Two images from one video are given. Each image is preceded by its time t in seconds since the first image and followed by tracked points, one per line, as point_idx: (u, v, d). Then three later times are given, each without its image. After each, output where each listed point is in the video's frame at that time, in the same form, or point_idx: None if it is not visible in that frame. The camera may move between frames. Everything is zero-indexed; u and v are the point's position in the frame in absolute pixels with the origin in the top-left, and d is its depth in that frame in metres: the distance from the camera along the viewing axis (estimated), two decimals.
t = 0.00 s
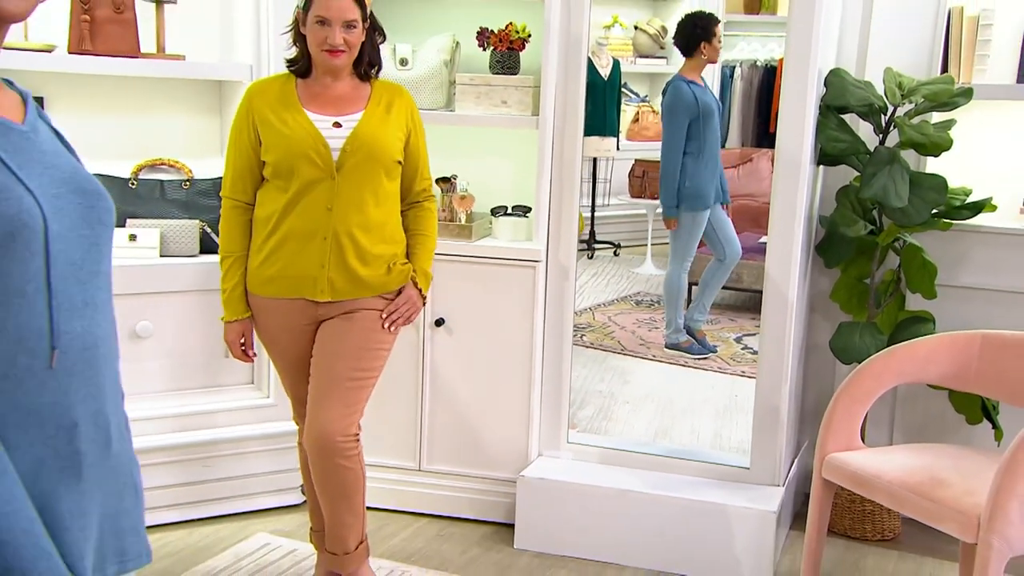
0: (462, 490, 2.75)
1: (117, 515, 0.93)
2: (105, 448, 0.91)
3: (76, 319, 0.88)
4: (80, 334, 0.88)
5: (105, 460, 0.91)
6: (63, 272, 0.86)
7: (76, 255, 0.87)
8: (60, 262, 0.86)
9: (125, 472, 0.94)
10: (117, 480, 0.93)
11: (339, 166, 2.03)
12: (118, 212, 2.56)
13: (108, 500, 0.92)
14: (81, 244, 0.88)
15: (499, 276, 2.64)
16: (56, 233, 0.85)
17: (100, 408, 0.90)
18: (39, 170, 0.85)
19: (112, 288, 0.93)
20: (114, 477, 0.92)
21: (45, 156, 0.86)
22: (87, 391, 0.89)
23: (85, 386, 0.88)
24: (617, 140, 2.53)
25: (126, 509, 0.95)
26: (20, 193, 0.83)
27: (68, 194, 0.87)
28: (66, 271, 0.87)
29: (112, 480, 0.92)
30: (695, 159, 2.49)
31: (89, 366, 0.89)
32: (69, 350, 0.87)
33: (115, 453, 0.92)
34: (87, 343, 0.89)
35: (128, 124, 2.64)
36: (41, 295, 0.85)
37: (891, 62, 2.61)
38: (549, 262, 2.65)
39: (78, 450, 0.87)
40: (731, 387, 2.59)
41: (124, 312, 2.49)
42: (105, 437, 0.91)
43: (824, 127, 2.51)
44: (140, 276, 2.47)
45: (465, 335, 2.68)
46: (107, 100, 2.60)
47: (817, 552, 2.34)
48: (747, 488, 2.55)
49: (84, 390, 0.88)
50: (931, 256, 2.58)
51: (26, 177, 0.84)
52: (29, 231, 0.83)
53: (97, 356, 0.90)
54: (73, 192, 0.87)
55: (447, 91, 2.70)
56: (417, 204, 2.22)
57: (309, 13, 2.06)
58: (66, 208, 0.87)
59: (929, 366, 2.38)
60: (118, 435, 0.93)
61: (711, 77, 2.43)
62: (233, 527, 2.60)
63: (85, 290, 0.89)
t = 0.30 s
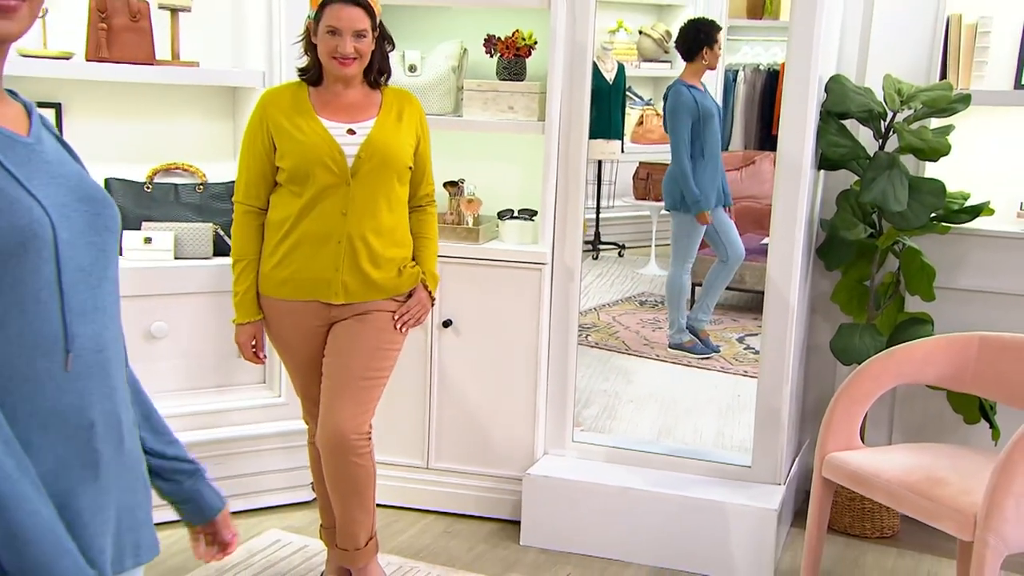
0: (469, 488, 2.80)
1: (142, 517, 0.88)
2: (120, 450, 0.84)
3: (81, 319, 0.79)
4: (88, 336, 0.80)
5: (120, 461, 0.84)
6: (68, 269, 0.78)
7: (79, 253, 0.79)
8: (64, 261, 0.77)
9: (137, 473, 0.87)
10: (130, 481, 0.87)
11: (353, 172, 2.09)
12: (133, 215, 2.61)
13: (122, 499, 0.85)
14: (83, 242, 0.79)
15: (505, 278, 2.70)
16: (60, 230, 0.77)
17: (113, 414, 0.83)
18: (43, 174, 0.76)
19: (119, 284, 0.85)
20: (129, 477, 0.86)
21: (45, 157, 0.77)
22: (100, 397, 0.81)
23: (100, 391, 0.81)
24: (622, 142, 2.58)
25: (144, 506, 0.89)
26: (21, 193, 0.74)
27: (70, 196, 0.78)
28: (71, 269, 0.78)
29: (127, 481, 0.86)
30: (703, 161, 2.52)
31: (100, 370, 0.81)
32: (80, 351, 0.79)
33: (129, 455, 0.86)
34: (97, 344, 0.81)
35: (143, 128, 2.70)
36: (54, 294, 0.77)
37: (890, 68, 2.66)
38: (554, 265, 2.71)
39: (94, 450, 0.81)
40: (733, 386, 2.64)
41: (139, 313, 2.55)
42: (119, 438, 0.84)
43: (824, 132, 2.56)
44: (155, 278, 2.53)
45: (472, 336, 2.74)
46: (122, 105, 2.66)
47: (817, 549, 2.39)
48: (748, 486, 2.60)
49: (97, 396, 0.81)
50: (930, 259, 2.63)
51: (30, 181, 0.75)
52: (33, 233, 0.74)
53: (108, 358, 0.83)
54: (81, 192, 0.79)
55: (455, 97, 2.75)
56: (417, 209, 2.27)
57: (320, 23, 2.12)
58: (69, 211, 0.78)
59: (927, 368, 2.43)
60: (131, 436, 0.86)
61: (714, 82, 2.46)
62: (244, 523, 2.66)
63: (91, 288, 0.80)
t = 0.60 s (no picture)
0: (475, 484, 2.86)
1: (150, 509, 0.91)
2: (130, 445, 0.87)
3: (93, 320, 0.82)
4: (100, 336, 0.83)
5: (132, 454, 0.88)
6: (79, 272, 0.81)
7: (88, 256, 0.82)
8: (77, 265, 0.81)
9: (146, 467, 0.91)
10: (139, 475, 0.90)
11: (364, 177, 2.15)
12: (149, 218, 2.66)
13: (133, 493, 0.88)
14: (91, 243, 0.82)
15: (512, 280, 2.76)
16: (71, 233, 0.80)
17: (123, 408, 0.86)
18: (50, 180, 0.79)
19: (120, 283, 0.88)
20: (138, 469, 0.89)
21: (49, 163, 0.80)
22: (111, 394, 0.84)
23: (110, 388, 0.84)
24: (626, 145, 2.65)
25: (154, 500, 0.92)
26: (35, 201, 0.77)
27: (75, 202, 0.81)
28: (84, 270, 0.81)
29: (137, 474, 0.89)
30: (699, 164, 2.57)
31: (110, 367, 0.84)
32: (93, 352, 0.82)
33: (137, 449, 0.89)
34: (106, 342, 0.84)
35: (158, 133, 2.76)
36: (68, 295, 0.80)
37: (890, 74, 2.72)
38: (560, 266, 2.76)
39: (111, 445, 0.83)
40: (735, 385, 2.70)
41: (155, 313, 2.61)
42: (130, 432, 0.87)
43: (824, 137, 2.61)
44: (170, 280, 2.59)
45: (479, 336, 2.80)
46: (137, 110, 2.72)
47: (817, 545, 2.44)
48: (749, 484, 2.65)
49: (109, 392, 0.84)
50: (928, 262, 2.68)
51: (39, 188, 0.78)
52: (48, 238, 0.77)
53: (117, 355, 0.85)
54: (85, 197, 0.83)
55: (463, 102, 2.81)
56: (435, 211, 2.34)
57: (331, 32, 2.17)
58: (79, 217, 0.81)
59: (926, 368, 2.47)
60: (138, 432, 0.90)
61: (716, 86, 2.51)
62: (256, 519, 2.72)
63: (100, 287, 0.83)
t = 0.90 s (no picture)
0: (483, 481, 2.93)
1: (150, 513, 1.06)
2: (131, 454, 1.02)
3: (100, 342, 0.97)
4: (106, 355, 0.98)
5: (133, 463, 1.02)
6: (89, 300, 0.96)
7: (102, 284, 0.97)
8: (86, 293, 0.95)
9: (151, 476, 1.06)
10: (146, 483, 1.05)
11: (376, 182, 2.21)
12: (163, 219, 2.73)
13: (137, 502, 1.04)
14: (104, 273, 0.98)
15: (518, 280, 2.82)
16: (82, 266, 0.94)
17: (126, 419, 1.01)
18: (68, 210, 0.94)
19: (129, 311, 1.03)
20: (143, 480, 1.05)
21: (71, 191, 0.95)
22: (114, 409, 0.99)
23: (114, 402, 0.99)
24: (631, 147, 2.71)
25: (161, 509, 1.08)
26: (49, 231, 0.91)
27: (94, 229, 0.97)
28: (92, 297, 0.96)
29: (140, 481, 1.04)
30: (701, 167, 2.65)
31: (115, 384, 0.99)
32: (95, 371, 0.97)
33: (142, 458, 1.04)
34: (111, 360, 0.99)
35: (173, 137, 2.83)
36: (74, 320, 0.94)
37: (889, 79, 2.77)
38: (565, 268, 2.83)
39: (110, 456, 0.98)
40: (736, 384, 2.76)
41: (170, 313, 2.68)
42: (132, 442, 1.02)
43: (825, 142, 2.67)
44: (185, 280, 2.66)
45: (487, 336, 2.86)
46: (153, 114, 2.78)
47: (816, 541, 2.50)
48: (751, 481, 2.71)
49: (112, 405, 0.99)
50: (926, 263, 2.74)
51: (55, 218, 0.92)
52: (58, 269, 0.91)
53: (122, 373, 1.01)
54: (105, 229, 0.98)
55: (471, 107, 2.88)
56: (444, 214, 2.40)
57: (343, 40, 2.24)
58: (93, 243, 0.96)
59: (924, 368, 2.53)
60: (143, 442, 1.04)
61: (719, 91, 2.57)
62: (269, 514, 2.79)
63: (107, 313, 0.98)
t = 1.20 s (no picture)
0: (492, 476, 3.00)
1: (161, 513, 1.06)
2: (142, 450, 1.02)
3: (114, 334, 0.97)
4: (123, 347, 0.98)
5: (142, 460, 1.02)
6: (103, 291, 0.96)
7: (119, 275, 0.98)
8: (99, 283, 0.95)
9: (163, 473, 1.05)
10: (156, 479, 1.05)
11: (387, 186, 2.29)
12: (182, 221, 2.81)
13: (146, 498, 1.03)
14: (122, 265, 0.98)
15: (527, 281, 2.89)
16: (94, 258, 0.95)
17: (140, 413, 1.01)
18: (87, 200, 0.95)
19: (153, 306, 1.03)
20: (155, 476, 1.04)
21: (94, 180, 0.97)
22: (131, 403, 0.99)
23: (128, 395, 0.99)
24: (637, 148, 2.78)
25: (173, 510, 1.07)
26: (59, 220, 0.92)
27: (113, 219, 0.98)
28: (105, 289, 0.96)
29: (148, 478, 1.03)
30: (720, 166, 2.69)
31: (131, 377, 0.99)
32: (108, 361, 0.97)
33: (153, 455, 1.03)
34: (127, 353, 0.99)
35: (191, 140, 2.91)
36: (84, 310, 0.94)
37: (890, 84, 2.83)
38: (573, 268, 2.89)
39: (117, 453, 0.98)
40: (740, 381, 2.82)
41: (189, 312, 2.75)
42: (143, 438, 1.01)
43: (826, 146, 2.74)
44: (204, 280, 2.74)
45: (496, 335, 2.93)
46: (172, 119, 2.87)
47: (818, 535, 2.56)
48: (753, 476, 2.78)
49: (128, 398, 0.99)
50: (925, 264, 2.80)
51: (68, 210, 0.93)
52: (67, 260, 0.92)
53: (141, 366, 1.01)
54: (128, 220, 0.99)
55: (480, 112, 2.95)
56: (455, 218, 2.48)
57: (357, 47, 2.31)
58: (111, 233, 0.97)
59: (922, 367, 2.59)
60: (157, 439, 1.04)
61: (725, 92, 2.60)
62: (284, 507, 2.87)
63: (125, 306, 0.99)
